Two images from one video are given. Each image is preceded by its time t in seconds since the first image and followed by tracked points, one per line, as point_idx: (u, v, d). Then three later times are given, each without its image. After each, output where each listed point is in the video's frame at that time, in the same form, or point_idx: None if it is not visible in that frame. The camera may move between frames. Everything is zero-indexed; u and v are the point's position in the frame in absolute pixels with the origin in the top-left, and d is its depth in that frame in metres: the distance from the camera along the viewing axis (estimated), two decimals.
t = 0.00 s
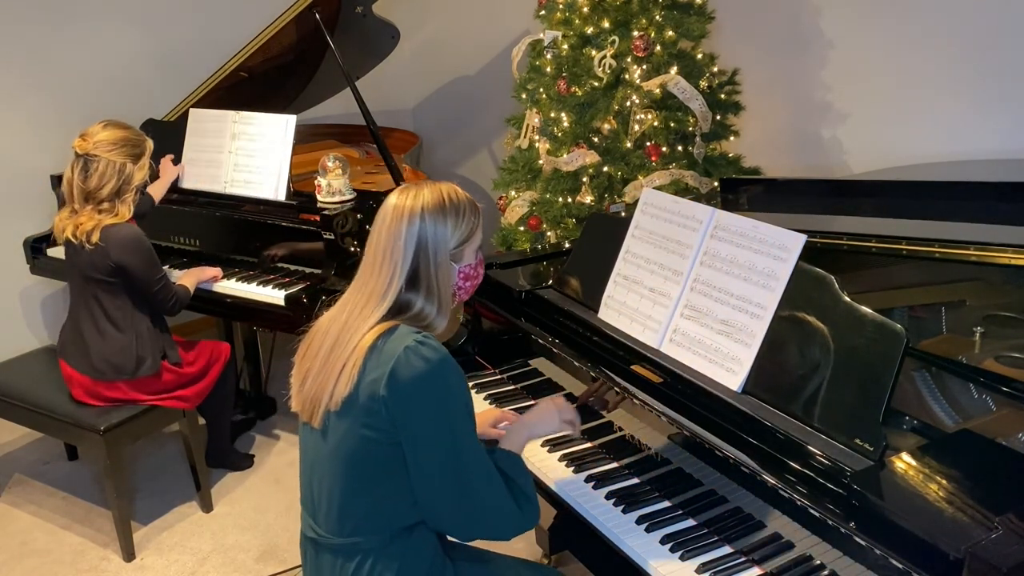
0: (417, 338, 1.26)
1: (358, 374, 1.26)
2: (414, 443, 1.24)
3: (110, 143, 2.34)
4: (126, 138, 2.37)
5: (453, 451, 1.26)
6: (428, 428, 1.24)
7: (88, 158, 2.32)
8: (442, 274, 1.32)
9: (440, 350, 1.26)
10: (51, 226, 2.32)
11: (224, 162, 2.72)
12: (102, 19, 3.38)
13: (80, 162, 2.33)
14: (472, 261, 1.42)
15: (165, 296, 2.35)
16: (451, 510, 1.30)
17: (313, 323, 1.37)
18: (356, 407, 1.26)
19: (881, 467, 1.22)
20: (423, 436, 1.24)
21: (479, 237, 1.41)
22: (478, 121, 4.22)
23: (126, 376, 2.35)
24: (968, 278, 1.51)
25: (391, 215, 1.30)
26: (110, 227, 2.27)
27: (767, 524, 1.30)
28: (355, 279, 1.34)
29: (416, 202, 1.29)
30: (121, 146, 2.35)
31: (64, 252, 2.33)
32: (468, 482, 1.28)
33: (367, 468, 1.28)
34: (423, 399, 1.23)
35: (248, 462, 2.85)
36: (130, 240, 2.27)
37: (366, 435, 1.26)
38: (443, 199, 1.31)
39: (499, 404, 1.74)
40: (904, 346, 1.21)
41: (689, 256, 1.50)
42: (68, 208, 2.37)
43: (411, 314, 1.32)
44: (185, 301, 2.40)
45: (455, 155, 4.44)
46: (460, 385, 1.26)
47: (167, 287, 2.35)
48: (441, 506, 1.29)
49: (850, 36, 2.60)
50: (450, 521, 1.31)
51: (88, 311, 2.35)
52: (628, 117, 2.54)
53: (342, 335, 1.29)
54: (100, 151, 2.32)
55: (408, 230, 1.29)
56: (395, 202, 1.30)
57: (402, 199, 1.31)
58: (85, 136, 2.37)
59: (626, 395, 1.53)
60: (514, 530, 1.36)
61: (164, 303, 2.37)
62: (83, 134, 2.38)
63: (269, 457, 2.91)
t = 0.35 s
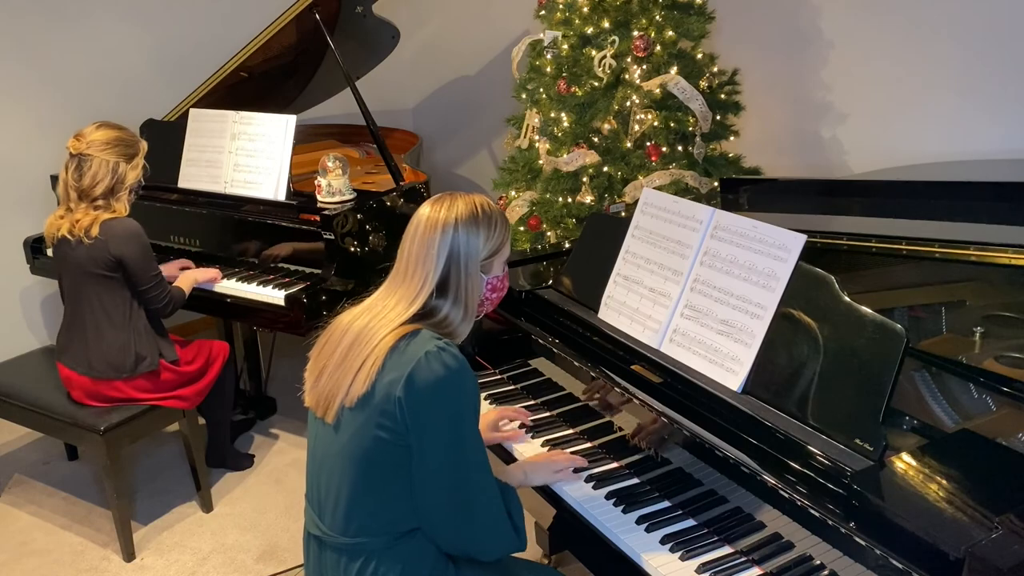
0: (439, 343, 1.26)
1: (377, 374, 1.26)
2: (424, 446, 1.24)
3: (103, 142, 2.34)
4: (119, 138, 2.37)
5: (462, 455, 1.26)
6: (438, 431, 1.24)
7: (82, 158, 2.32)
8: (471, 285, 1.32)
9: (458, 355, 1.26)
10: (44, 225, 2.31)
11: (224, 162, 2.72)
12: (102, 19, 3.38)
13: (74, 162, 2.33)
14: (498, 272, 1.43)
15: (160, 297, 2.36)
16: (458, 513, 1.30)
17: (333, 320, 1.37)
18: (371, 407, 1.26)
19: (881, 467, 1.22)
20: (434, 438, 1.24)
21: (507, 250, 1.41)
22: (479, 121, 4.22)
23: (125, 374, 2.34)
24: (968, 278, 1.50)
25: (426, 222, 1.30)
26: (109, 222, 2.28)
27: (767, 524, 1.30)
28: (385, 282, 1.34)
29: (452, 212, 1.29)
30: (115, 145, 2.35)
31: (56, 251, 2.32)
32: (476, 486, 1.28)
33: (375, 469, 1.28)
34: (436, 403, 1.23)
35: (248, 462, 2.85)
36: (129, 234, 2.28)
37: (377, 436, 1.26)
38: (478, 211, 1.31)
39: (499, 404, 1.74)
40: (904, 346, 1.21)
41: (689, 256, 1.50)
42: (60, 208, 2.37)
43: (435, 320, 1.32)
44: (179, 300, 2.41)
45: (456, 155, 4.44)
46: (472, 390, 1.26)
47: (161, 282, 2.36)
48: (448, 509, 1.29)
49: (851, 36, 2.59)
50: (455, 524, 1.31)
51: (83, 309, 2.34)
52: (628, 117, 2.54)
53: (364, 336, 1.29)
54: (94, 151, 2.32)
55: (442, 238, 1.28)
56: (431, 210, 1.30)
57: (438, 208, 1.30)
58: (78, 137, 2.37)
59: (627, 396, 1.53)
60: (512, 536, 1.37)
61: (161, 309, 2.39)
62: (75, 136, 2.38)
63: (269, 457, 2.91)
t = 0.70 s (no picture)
0: (437, 339, 1.26)
1: (378, 371, 1.26)
2: (427, 444, 1.24)
3: (98, 145, 2.33)
4: (111, 137, 2.37)
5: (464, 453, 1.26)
6: (441, 429, 1.23)
7: (78, 162, 2.31)
8: (470, 277, 1.32)
9: (457, 351, 1.25)
10: (43, 230, 2.31)
11: (224, 161, 2.72)
12: (102, 18, 3.38)
13: (70, 167, 2.32)
14: (499, 263, 1.42)
15: (160, 295, 2.36)
16: (460, 510, 1.30)
17: (335, 318, 1.37)
18: (372, 405, 1.26)
19: (880, 467, 1.22)
20: (436, 436, 1.24)
21: (508, 241, 1.41)
22: (479, 121, 4.22)
23: (126, 373, 2.34)
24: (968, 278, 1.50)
25: (423, 215, 1.30)
26: (110, 219, 2.28)
27: (767, 523, 1.30)
28: (385, 278, 1.34)
29: (447, 204, 1.29)
30: (108, 145, 2.35)
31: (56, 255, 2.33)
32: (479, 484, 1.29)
33: (379, 468, 1.28)
34: (437, 401, 1.23)
35: (248, 462, 2.85)
36: (129, 231, 2.28)
37: (379, 434, 1.26)
38: (473, 202, 1.31)
39: (499, 404, 1.74)
40: (904, 346, 1.21)
41: (689, 256, 1.50)
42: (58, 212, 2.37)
43: (433, 316, 1.32)
44: (179, 299, 2.41)
45: (456, 155, 4.44)
46: (473, 388, 1.26)
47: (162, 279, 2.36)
48: (450, 507, 1.29)
49: (851, 36, 2.59)
50: (458, 521, 1.31)
51: (82, 309, 2.32)
52: (628, 117, 2.55)
53: (365, 333, 1.29)
54: (90, 154, 2.31)
55: (438, 232, 1.29)
56: (426, 204, 1.30)
57: (434, 201, 1.30)
58: (71, 141, 2.36)
59: (629, 397, 1.53)
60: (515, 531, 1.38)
61: (160, 307, 2.38)
62: (67, 141, 2.37)
63: (269, 457, 2.91)
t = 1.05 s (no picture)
0: (408, 341, 1.25)
1: (355, 383, 1.26)
2: (418, 448, 1.25)
3: (88, 144, 2.33)
4: (99, 135, 2.36)
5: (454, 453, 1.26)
6: (430, 432, 1.24)
7: (69, 165, 2.31)
8: (431, 267, 1.31)
9: (431, 349, 1.25)
10: (39, 234, 2.31)
11: (224, 161, 2.72)
12: (102, 18, 3.38)
13: (62, 170, 2.31)
14: (460, 247, 1.41)
15: (163, 295, 2.36)
16: (456, 508, 1.31)
17: (306, 333, 1.37)
18: (355, 417, 1.26)
19: (881, 467, 1.22)
20: (425, 439, 1.24)
21: (464, 222, 1.40)
22: (479, 122, 4.22)
23: (128, 373, 2.35)
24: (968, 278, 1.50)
25: (370, 211, 1.29)
26: (106, 221, 2.27)
27: (767, 524, 1.31)
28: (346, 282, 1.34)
29: (390, 194, 1.28)
30: (98, 144, 2.34)
31: (54, 257, 2.33)
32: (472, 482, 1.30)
33: (372, 476, 1.28)
34: (422, 404, 1.23)
35: (248, 462, 2.85)
36: (127, 233, 2.28)
37: (368, 444, 1.26)
38: (416, 189, 1.29)
39: (499, 404, 1.74)
40: (905, 346, 1.21)
41: (689, 256, 1.50)
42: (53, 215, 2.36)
43: (403, 315, 1.31)
44: (180, 298, 2.41)
45: (456, 155, 4.44)
46: (457, 385, 1.26)
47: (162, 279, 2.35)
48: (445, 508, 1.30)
49: (850, 36, 2.59)
50: (455, 520, 1.33)
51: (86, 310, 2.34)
52: (628, 116, 2.55)
53: (337, 343, 1.29)
54: (80, 155, 2.31)
55: (386, 225, 1.27)
56: (369, 199, 1.29)
57: (377, 195, 1.29)
58: (59, 143, 2.35)
59: (629, 397, 1.53)
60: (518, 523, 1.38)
61: (162, 306, 2.38)
62: (55, 142, 2.36)
63: (269, 457, 2.92)
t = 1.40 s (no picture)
0: (383, 352, 1.25)
1: (331, 395, 1.26)
2: (400, 460, 1.25)
3: (84, 150, 2.31)
4: (95, 141, 2.34)
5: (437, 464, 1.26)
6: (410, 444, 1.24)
7: (66, 172, 2.30)
8: (407, 272, 1.30)
9: (408, 360, 1.25)
10: (35, 239, 2.30)
11: (224, 161, 2.72)
12: (102, 18, 3.38)
13: (60, 177, 2.30)
14: (442, 253, 1.40)
15: (164, 300, 2.37)
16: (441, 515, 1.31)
17: (287, 337, 1.37)
18: (333, 430, 1.26)
19: (881, 467, 1.22)
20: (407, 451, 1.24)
21: (446, 226, 1.39)
22: (479, 121, 4.22)
23: (126, 378, 2.35)
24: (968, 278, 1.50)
25: (349, 213, 1.28)
26: (104, 229, 2.27)
27: (767, 524, 1.32)
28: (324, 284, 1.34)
29: (370, 197, 1.27)
30: (95, 151, 2.33)
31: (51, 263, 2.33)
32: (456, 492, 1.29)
33: (357, 489, 1.28)
34: (401, 416, 1.22)
35: (248, 462, 2.85)
36: (126, 239, 2.27)
37: (349, 458, 1.26)
38: (398, 193, 1.29)
39: (500, 404, 1.74)
40: (904, 345, 1.22)
41: (689, 256, 1.50)
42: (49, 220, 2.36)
43: (377, 324, 1.30)
44: (181, 301, 2.42)
45: (455, 155, 4.44)
46: (437, 395, 1.26)
47: (162, 284, 2.35)
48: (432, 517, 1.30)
49: (850, 35, 2.59)
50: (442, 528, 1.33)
51: (83, 314, 2.33)
52: (628, 116, 2.54)
53: (315, 350, 1.30)
54: (78, 162, 2.29)
55: (366, 229, 1.27)
56: (351, 200, 1.29)
57: (359, 197, 1.29)
58: (54, 150, 2.33)
59: (627, 395, 1.53)
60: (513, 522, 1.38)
61: (162, 308, 2.39)
62: (50, 148, 2.34)
63: (269, 457, 2.92)
